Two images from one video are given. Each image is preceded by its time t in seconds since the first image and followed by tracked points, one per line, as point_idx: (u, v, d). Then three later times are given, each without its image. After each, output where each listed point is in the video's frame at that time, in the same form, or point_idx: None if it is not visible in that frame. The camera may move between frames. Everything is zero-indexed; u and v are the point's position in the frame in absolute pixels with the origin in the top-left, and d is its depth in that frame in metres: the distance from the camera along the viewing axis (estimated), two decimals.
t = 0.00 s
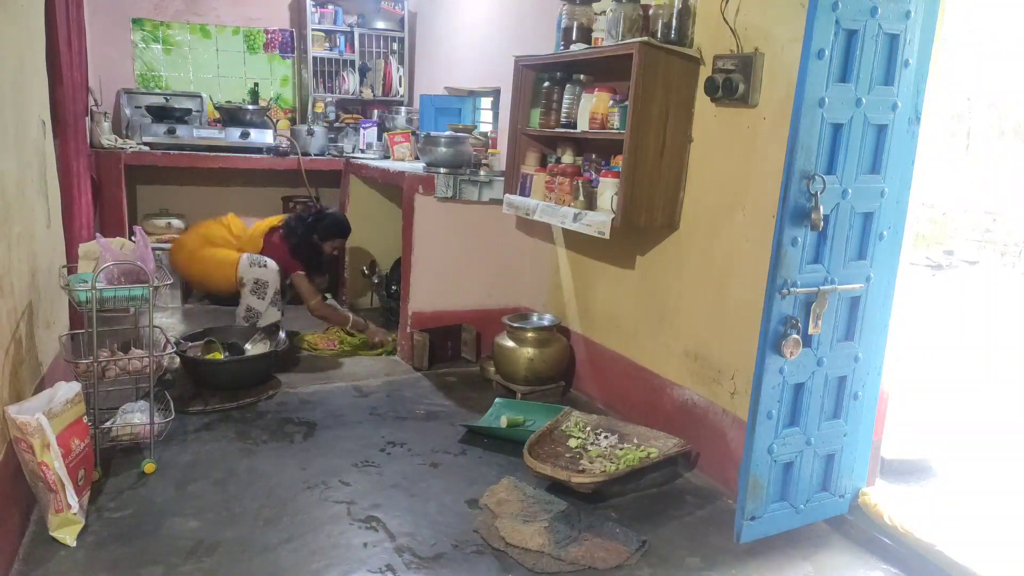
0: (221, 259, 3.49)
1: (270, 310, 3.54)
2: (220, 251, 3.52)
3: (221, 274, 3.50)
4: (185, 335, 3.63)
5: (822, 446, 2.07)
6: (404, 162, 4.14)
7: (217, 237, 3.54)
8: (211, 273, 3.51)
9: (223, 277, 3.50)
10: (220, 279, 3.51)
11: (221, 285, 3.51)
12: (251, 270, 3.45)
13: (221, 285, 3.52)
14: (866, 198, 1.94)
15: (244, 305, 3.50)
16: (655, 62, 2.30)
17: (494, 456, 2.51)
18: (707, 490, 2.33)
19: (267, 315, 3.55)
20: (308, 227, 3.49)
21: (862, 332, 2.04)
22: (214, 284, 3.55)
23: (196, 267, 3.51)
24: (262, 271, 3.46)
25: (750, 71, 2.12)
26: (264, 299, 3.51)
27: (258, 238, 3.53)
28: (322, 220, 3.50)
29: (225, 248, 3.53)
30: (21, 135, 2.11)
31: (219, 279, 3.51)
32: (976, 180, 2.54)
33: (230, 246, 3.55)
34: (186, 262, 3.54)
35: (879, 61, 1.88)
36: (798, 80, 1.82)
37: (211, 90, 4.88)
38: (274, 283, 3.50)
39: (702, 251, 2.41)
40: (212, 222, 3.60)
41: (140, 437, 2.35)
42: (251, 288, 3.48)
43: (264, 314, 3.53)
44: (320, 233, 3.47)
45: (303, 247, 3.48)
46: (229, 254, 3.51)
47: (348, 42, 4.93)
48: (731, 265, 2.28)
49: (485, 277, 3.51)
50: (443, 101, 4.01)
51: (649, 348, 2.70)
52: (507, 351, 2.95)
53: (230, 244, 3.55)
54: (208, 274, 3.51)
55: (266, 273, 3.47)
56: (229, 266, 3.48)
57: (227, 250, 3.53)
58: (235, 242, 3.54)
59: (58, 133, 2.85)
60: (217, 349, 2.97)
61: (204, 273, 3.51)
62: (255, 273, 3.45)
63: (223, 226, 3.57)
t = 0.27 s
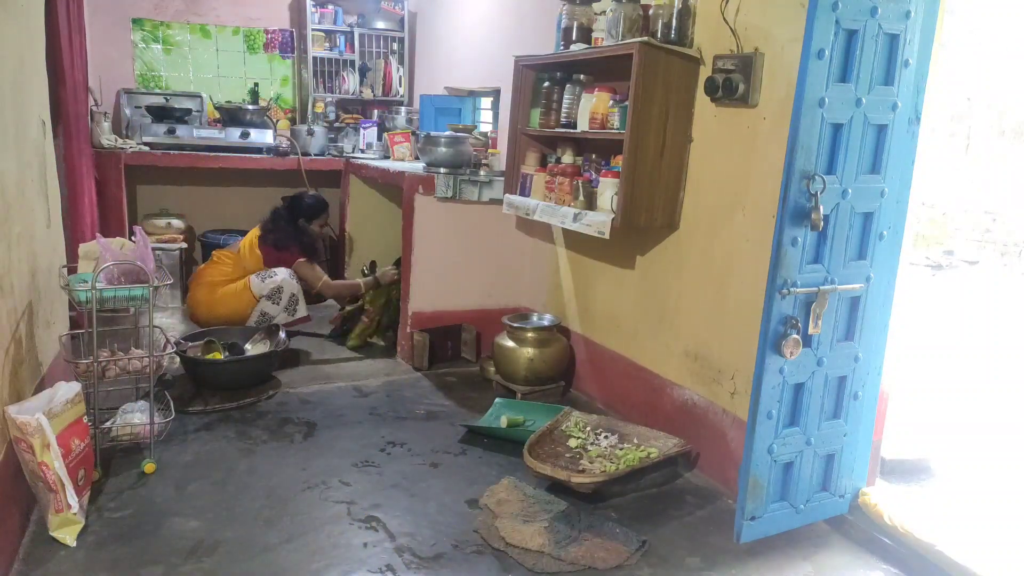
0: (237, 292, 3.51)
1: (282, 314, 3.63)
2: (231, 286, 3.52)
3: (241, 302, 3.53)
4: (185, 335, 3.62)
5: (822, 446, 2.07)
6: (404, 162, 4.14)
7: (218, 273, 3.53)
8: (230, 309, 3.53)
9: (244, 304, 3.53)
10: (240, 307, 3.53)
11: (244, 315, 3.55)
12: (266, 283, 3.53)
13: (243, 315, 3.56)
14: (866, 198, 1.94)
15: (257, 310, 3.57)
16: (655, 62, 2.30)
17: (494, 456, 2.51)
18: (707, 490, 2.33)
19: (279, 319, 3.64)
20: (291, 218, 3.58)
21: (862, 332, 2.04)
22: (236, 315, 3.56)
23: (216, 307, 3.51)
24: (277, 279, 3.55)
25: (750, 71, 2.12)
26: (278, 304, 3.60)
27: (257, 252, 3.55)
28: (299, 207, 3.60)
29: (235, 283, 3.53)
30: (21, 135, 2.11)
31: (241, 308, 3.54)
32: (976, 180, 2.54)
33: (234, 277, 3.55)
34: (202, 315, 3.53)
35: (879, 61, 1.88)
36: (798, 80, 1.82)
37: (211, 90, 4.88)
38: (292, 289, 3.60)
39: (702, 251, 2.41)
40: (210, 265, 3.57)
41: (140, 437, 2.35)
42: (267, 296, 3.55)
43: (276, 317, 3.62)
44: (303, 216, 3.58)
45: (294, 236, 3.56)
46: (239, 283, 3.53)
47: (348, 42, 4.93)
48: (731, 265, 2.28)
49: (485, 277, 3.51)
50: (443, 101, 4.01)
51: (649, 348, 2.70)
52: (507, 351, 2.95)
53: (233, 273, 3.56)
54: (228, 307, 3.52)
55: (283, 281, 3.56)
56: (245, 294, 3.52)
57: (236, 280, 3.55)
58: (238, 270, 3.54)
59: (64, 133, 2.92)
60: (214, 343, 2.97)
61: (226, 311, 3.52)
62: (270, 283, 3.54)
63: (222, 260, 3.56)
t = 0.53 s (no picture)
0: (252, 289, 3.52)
1: (291, 321, 3.58)
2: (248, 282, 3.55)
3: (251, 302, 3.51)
4: (184, 335, 3.62)
5: (822, 446, 2.07)
6: (404, 162, 4.14)
7: (239, 268, 3.58)
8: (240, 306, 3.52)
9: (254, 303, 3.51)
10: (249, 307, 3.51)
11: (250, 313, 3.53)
12: (284, 286, 3.52)
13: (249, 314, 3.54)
14: (866, 198, 1.94)
15: (267, 312, 3.53)
16: (655, 62, 2.30)
17: (494, 456, 2.51)
18: (707, 490, 2.34)
19: (287, 325, 3.59)
20: (321, 237, 3.58)
21: (862, 332, 2.04)
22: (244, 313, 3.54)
23: (227, 301, 3.52)
24: (295, 285, 3.54)
25: (750, 71, 2.12)
26: (290, 310, 3.56)
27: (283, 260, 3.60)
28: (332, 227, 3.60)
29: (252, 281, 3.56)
30: (21, 135, 2.11)
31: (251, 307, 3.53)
32: (976, 180, 2.54)
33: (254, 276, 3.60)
34: (212, 304, 3.55)
35: (879, 61, 1.88)
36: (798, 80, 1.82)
37: (211, 90, 4.88)
38: (306, 297, 3.56)
39: (702, 251, 2.41)
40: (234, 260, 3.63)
41: (140, 437, 2.36)
42: (281, 300, 3.52)
43: (285, 323, 3.57)
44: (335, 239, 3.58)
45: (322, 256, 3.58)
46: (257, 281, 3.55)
47: (348, 42, 4.92)
48: (731, 265, 2.28)
49: (485, 277, 3.51)
50: (444, 101, 4.02)
51: (649, 348, 2.70)
52: (507, 351, 2.95)
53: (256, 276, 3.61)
54: (238, 303, 3.52)
55: (299, 288, 3.54)
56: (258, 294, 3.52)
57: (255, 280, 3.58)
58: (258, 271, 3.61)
59: (66, 131, 2.91)
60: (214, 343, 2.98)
61: (234, 305, 3.52)
62: (287, 287, 3.53)
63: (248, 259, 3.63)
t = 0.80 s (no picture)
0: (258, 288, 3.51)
1: (293, 322, 3.56)
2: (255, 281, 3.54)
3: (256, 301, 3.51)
4: (184, 335, 3.62)
5: (822, 446, 2.07)
6: (404, 162, 4.14)
7: (247, 265, 3.56)
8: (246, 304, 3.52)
9: (260, 302, 3.51)
10: (255, 305, 3.51)
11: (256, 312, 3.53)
12: (290, 287, 3.50)
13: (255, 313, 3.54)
14: (866, 198, 1.94)
15: (270, 312, 3.52)
16: (655, 62, 2.30)
17: (494, 456, 2.51)
18: (707, 490, 2.34)
19: (289, 326, 3.57)
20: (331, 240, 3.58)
21: (862, 332, 2.04)
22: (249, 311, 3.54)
23: (233, 299, 3.51)
24: (301, 286, 3.53)
25: (750, 71, 2.12)
26: (293, 312, 3.54)
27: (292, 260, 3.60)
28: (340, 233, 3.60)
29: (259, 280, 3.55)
30: (21, 135, 2.11)
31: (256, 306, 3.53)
32: (975, 180, 2.54)
33: (261, 273, 3.59)
34: (218, 300, 3.54)
35: (879, 61, 1.88)
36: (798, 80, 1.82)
37: (211, 90, 4.89)
38: (310, 301, 3.55)
39: (702, 251, 2.41)
40: (241, 257, 3.61)
41: (140, 437, 2.36)
42: (286, 300, 3.51)
43: (287, 324, 3.55)
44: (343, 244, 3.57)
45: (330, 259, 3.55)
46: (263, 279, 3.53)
47: (348, 42, 4.92)
48: (731, 265, 2.28)
49: (486, 277, 3.51)
50: (444, 101, 4.02)
51: (649, 348, 2.70)
52: (507, 351, 2.95)
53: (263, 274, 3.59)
54: (244, 301, 3.51)
55: (305, 291, 3.53)
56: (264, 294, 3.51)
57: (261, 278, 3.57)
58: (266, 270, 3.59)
59: (66, 131, 2.89)
60: (214, 343, 2.97)
61: (240, 303, 3.52)
62: (293, 289, 3.51)
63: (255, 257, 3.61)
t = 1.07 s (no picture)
0: (248, 290, 3.51)
1: (290, 318, 3.58)
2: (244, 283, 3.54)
3: (249, 302, 3.51)
4: (184, 335, 3.63)
5: (822, 446, 2.07)
6: (404, 162, 4.14)
7: (233, 269, 3.56)
8: (240, 308, 3.52)
9: (253, 303, 3.51)
10: (249, 307, 3.51)
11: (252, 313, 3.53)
12: (280, 284, 3.51)
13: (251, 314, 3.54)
14: (866, 198, 1.94)
15: (265, 311, 3.53)
16: (655, 62, 2.30)
17: (494, 456, 2.51)
18: (707, 490, 2.33)
19: (286, 322, 3.59)
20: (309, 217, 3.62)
21: (862, 332, 2.04)
22: (245, 314, 3.54)
23: (227, 304, 3.52)
24: (291, 282, 3.54)
25: (750, 71, 2.12)
26: (288, 308, 3.56)
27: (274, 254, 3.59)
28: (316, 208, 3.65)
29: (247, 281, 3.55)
30: (21, 135, 2.11)
31: (250, 307, 3.53)
32: (975, 180, 2.54)
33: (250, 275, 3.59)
34: (213, 310, 3.54)
35: (879, 61, 1.88)
36: (798, 80, 1.81)
37: (211, 90, 4.89)
38: (303, 294, 3.57)
39: (702, 251, 2.41)
40: (228, 262, 3.61)
41: (140, 437, 2.36)
42: (278, 298, 3.52)
43: (284, 320, 3.57)
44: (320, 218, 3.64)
45: (312, 238, 3.58)
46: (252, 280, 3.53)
47: (348, 42, 4.92)
48: (731, 265, 2.28)
49: (486, 277, 3.51)
50: (444, 101, 4.03)
51: (649, 348, 2.70)
52: (507, 351, 2.95)
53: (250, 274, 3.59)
54: (237, 305, 3.52)
55: (296, 284, 3.54)
56: (255, 294, 3.51)
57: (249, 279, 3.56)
58: (251, 270, 3.59)
59: (65, 131, 2.89)
60: (214, 344, 2.97)
61: (234, 307, 3.52)
62: (283, 285, 3.52)
63: (241, 260, 3.61)
